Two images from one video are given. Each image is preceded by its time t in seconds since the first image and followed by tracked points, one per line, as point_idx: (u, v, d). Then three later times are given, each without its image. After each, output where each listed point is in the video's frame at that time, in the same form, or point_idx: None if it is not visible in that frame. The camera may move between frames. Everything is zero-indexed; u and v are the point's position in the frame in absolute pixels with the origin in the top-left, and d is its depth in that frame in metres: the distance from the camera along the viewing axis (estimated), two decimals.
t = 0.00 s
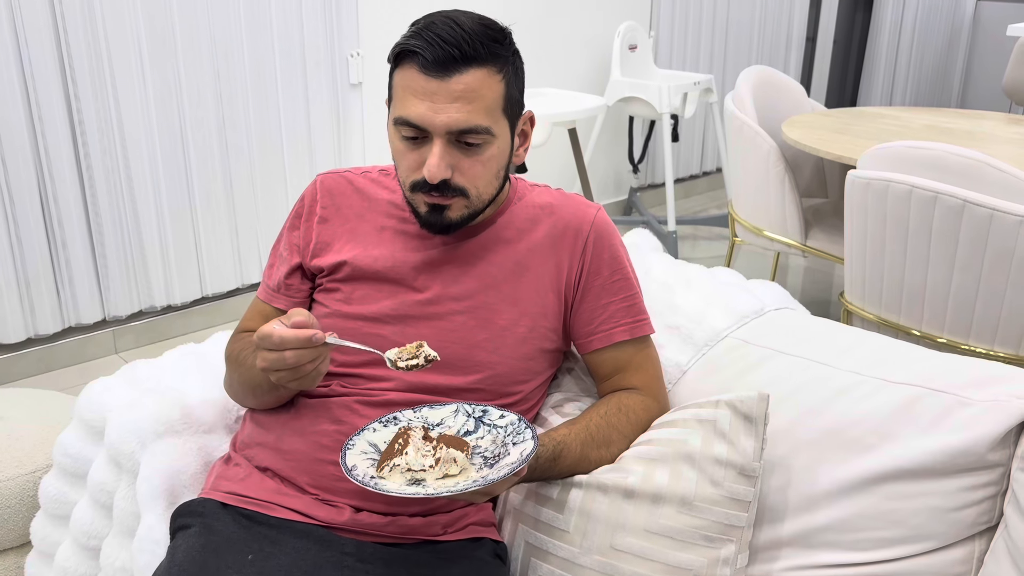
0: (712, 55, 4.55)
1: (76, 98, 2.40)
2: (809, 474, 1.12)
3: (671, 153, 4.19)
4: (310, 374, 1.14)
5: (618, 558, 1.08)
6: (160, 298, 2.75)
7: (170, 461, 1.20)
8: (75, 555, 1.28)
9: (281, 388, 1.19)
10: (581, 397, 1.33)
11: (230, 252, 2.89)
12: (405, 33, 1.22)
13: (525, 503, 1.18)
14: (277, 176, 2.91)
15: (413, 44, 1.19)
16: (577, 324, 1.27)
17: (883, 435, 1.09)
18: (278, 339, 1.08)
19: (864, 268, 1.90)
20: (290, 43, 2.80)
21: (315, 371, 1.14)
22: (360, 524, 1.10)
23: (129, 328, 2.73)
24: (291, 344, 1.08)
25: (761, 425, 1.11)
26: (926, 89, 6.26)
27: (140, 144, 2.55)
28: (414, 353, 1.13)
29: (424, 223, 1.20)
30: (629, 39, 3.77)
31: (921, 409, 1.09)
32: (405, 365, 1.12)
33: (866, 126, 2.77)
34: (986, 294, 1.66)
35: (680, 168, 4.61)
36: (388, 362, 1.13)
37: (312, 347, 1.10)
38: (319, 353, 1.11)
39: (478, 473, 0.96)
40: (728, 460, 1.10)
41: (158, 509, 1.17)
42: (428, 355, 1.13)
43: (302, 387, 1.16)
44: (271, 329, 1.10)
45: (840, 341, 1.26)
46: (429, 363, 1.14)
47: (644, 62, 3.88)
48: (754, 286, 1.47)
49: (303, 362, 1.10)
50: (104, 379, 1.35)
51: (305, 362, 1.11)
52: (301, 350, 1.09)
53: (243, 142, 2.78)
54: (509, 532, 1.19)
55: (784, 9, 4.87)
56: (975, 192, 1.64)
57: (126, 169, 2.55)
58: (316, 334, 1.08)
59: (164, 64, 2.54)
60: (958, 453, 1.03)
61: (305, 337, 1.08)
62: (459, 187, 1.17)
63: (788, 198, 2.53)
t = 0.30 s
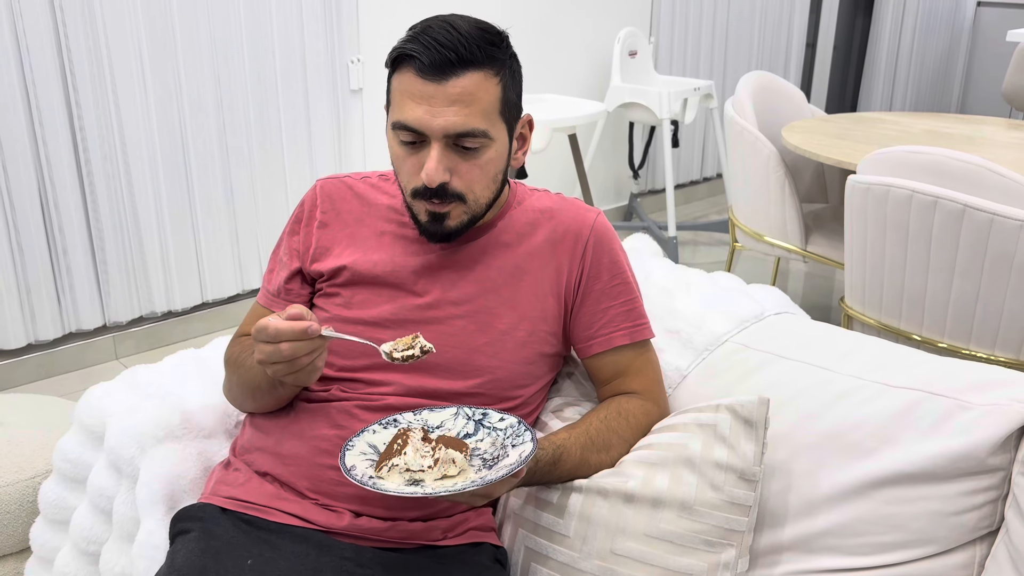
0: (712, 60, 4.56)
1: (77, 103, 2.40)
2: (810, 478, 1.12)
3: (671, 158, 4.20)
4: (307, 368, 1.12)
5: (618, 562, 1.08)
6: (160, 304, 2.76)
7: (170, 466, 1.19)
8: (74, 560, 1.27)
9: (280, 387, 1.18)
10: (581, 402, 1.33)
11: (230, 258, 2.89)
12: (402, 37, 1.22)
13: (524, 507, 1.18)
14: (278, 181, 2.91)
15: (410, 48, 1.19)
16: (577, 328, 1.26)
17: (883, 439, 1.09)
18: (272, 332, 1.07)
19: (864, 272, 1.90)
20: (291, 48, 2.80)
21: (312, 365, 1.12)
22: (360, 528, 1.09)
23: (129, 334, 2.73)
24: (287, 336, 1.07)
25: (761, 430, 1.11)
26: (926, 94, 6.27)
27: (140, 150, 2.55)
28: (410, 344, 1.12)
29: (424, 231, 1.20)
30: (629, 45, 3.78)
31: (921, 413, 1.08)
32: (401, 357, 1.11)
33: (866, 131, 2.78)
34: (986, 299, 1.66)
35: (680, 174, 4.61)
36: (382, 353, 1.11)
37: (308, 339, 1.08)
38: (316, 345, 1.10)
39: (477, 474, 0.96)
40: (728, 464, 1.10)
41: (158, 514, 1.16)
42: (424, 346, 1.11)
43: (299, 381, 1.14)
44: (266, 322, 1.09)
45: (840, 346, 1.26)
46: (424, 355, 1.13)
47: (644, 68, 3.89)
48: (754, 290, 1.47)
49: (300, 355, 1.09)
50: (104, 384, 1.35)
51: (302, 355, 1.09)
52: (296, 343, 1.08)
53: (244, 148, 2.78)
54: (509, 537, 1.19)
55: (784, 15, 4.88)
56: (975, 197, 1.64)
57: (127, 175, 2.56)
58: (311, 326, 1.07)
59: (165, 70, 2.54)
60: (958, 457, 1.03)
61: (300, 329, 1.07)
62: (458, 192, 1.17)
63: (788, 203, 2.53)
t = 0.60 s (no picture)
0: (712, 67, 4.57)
1: (78, 110, 2.41)
2: (810, 484, 1.12)
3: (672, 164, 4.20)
4: (315, 321, 1.12)
5: (618, 568, 1.08)
6: (161, 310, 2.76)
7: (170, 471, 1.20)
8: (75, 566, 1.27)
9: (280, 357, 1.19)
10: (582, 407, 1.33)
11: (232, 264, 2.90)
12: (402, 47, 1.23)
13: (524, 512, 1.18)
14: (279, 188, 2.92)
15: (408, 59, 1.19)
16: (577, 334, 1.27)
17: (883, 444, 1.09)
18: (284, 281, 1.06)
19: (865, 277, 1.90)
20: (292, 54, 2.81)
21: (320, 318, 1.12)
22: (361, 533, 1.10)
23: (130, 340, 2.73)
24: (298, 284, 1.06)
25: (761, 435, 1.12)
26: (926, 99, 6.28)
27: (141, 156, 2.56)
28: (417, 269, 1.16)
29: (424, 243, 1.22)
30: (629, 51, 3.79)
31: (921, 418, 1.08)
32: (412, 281, 1.15)
33: (866, 136, 2.78)
34: (987, 304, 1.66)
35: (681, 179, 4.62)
36: (393, 282, 1.15)
37: (319, 285, 1.08)
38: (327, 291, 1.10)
39: (474, 478, 0.95)
40: (728, 469, 1.11)
41: (158, 520, 1.16)
42: (431, 268, 1.15)
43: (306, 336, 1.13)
44: (272, 275, 1.07)
45: (840, 351, 1.26)
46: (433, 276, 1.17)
47: (644, 73, 3.90)
48: (755, 295, 1.47)
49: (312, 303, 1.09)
50: (105, 390, 1.35)
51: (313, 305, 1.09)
52: (309, 291, 1.07)
53: (245, 155, 2.79)
54: (509, 542, 1.19)
55: (784, 22, 4.90)
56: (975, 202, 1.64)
57: (128, 182, 2.56)
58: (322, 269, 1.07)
59: (166, 77, 2.55)
60: (960, 462, 1.03)
61: (313, 274, 1.06)
62: (456, 204, 1.18)
63: (788, 208, 2.53)
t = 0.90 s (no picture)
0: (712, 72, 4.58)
1: (80, 115, 2.42)
2: (811, 488, 1.12)
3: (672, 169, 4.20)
4: (313, 330, 1.12)
5: (619, 572, 1.08)
6: (161, 315, 2.76)
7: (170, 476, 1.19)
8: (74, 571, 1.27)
9: (279, 364, 1.18)
10: (582, 411, 1.33)
11: (232, 269, 2.90)
12: (408, 45, 1.23)
13: (525, 517, 1.18)
14: (280, 193, 2.92)
15: (414, 55, 1.20)
16: (578, 339, 1.26)
17: (885, 449, 1.09)
18: (280, 290, 1.05)
19: (866, 282, 1.89)
20: (292, 60, 2.82)
21: (318, 327, 1.12)
22: (361, 538, 1.09)
23: (131, 344, 2.73)
24: (295, 293, 1.06)
25: (762, 439, 1.11)
26: (927, 104, 6.28)
27: (142, 161, 2.56)
28: (417, 285, 1.15)
29: (423, 235, 1.21)
30: (630, 56, 3.79)
31: (923, 423, 1.08)
32: (411, 297, 1.14)
33: (866, 141, 2.78)
34: (988, 308, 1.66)
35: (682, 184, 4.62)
36: (394, 297, 1.14)
37: (316, 295, 1.08)
38: (324, 301, 1.09)
39: (474, 482, 0.95)
40: (729, 474, 1.10)
41: (158, 525, 1.16)
42: (431, 284, 1.14)
43: (304, 345, 1.13)
44: (268, 284, 1.06)
45: (841, 355, 1.26)
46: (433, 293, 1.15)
47: (645, 78, 3.90)
48: (755, 300, 1.47)
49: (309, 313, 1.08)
50: (105, 394, 1.35)
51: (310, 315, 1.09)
52: (306, 301, 1.07)
53: (246, 159, 2.79)
54: (510, 547, 1.18)
55: (784, 27, 4.91)
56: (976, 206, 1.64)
57: (129, 187, 2.57)
58: (319, 281, 1.06)
59: (167, 83, 2.56)
60: (962, 467, 1.02)
61: (309, 283, 1.06)
62: (458, 199, 1.17)
63: (789, 212, 2.53)
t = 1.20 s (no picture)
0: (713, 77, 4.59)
1: (82, 121, 2.43)
2: (811, 493, 1.12)
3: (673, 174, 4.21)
4: (301, 343, 1.11)
5: None
6: (162, 319, 2.76)
7: (171, 481, 1.19)
8: None
9: (276, 376, 1.18)
10: (582, 417, 1.33)
11: (233, 274, 2.90)
12: (423, 35, 1.25)
13: (525, 522, 1.18)
14: (281, 198, 2.93)
15: (430, 44, 1.21)
16: (578, 343, 1.27)
17: (885, 454, 1.09)
18: (266, 301, 1.06)
19: (866, 287, 1.90)
20: (294, 65, 2.83)
21: (307, 339, 1.11)
22: (362, 544, 1.10)
23: (132, 349, 2.74)
24: (281, 304, 1.06)
25: (762, 444, 1.11)
26: (928, 109, 6.29)
27: (143, 166, 2.57)
28: (405, 306, 1.15)
29: (425, 229, 1.20)
30: (630, 61, 3.80)
31: (923, 428, 1.08)
32: (398, 317, 1.14)
33: (866, 146, 2.79)
34: (988, 313, 1.66)
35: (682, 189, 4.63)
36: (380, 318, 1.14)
37: (303, 308, 1.08)
38: (312, 315, 1.09)
39: (474, 485, 0.95)
40: (729, 479, 1.10)
41: (158, 530, 1.16)
42: (419, 305, 1.15)
43: (294, 358, 1.13)
44: (255, 297, 1.07)
45: (841, 360, 1.26)
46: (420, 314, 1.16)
47: (645, 83, 3.91)
48: (755, 305, 1.48)
49: (294, 326, 1.08)
50: (106, 399, 1.35)
51: (296, 328, 1.08)
52: (291, 314, 1.07)
53: (247, 165, 2.80)
54: (510, 552, 1.18)
55: (785, 33, 4.92)
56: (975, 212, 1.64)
57: (131, 193, 2.58)
58: (305, 294, 1.06)
59: (169, 89, 2.57)
60: (962, 472, 1.02)
61: (294, 295, 1.06)
62: (464, 188, 1.17)
63: (790, 217, 2.54)
